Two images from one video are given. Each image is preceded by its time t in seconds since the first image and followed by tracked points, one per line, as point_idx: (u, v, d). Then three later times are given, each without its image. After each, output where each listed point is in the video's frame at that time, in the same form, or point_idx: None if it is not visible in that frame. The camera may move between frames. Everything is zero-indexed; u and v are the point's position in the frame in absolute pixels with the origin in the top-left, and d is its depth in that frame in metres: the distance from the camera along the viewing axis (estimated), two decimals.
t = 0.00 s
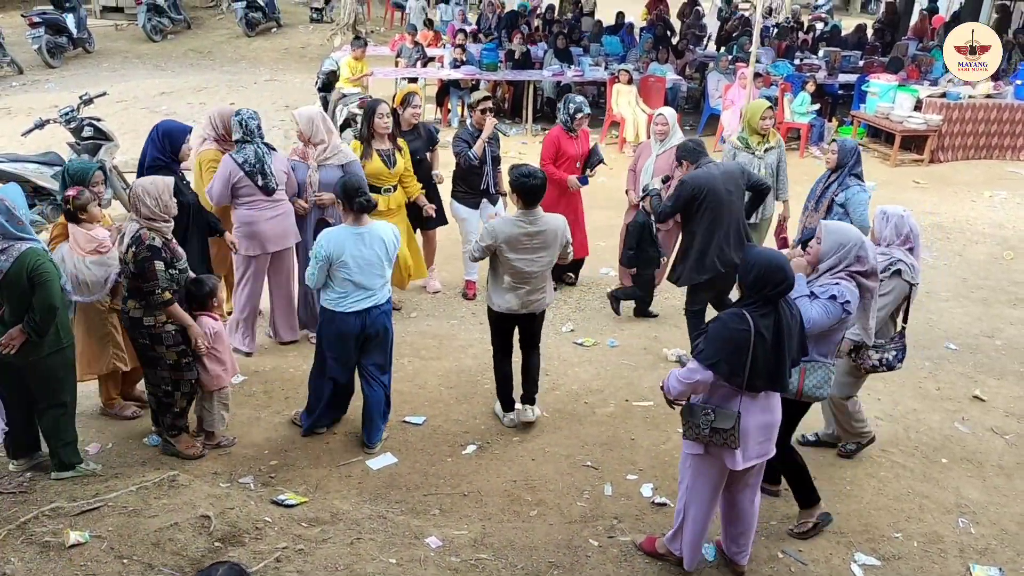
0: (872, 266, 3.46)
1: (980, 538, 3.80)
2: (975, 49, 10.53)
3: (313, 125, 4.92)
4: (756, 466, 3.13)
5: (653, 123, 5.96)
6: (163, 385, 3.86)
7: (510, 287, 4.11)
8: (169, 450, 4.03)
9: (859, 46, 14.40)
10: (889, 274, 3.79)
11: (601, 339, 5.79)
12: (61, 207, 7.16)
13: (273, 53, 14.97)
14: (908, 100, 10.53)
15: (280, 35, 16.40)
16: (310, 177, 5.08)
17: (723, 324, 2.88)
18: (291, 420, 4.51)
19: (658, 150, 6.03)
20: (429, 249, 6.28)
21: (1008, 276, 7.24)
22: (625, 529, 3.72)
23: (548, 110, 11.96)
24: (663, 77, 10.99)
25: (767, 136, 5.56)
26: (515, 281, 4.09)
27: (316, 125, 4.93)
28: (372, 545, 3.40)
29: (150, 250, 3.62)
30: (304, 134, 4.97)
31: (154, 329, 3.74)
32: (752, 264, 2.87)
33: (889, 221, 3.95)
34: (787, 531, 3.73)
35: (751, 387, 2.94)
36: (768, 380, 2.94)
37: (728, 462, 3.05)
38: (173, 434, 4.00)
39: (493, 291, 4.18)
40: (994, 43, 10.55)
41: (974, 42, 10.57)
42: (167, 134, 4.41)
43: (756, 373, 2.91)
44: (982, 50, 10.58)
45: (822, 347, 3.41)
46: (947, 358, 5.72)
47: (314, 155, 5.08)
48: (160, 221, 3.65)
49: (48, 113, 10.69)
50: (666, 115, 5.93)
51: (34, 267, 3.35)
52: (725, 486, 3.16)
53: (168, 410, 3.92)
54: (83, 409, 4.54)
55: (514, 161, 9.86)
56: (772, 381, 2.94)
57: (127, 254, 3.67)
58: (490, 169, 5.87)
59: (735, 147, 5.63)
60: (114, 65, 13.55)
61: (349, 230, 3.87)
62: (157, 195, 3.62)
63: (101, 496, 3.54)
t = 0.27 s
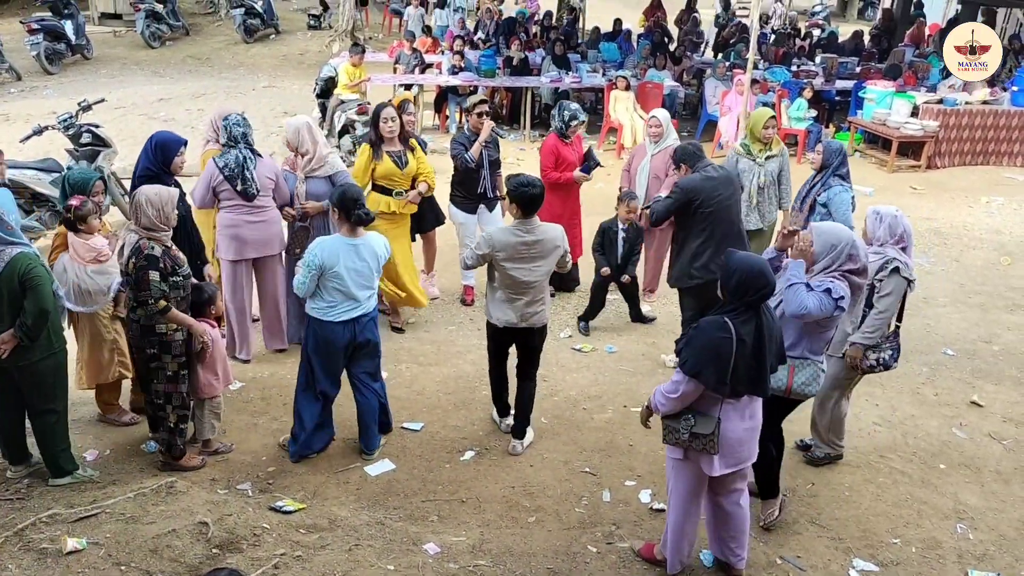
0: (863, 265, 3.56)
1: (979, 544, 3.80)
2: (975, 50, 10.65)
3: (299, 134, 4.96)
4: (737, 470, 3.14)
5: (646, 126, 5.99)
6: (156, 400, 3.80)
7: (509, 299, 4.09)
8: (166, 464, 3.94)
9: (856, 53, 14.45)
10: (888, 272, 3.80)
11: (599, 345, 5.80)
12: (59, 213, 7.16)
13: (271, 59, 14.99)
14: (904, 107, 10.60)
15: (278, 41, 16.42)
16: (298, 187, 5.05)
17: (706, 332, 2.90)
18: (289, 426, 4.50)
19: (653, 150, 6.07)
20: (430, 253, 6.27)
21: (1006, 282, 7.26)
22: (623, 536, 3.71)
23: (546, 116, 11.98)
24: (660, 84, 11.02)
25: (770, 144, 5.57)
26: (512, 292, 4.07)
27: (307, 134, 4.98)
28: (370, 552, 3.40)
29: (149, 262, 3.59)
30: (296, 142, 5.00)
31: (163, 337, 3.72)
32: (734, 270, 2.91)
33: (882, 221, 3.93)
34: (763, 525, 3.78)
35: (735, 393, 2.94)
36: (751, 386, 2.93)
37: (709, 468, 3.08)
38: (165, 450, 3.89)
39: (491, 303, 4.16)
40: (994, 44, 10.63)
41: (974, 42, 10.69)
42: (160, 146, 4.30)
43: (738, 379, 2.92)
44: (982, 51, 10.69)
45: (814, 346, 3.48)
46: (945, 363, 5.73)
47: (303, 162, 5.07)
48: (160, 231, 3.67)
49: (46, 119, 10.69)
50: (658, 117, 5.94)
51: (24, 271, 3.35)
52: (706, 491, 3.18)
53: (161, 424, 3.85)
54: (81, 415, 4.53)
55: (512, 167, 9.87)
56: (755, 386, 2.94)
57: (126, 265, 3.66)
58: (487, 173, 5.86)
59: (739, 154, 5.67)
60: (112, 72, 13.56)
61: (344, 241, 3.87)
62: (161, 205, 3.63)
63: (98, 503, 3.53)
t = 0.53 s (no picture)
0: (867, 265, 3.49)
1: (977, 546, 3.80)
2: (975, 50, 10.70)
3: (295, 135, 4.96)
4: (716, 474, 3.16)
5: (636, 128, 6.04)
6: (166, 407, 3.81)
7: (507, 304, 4.08)
8: (167, 468, 3.95)
9: (853, 56, 14.49)
10: (884, 278, 3.77)
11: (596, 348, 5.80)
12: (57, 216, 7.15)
13: (269, 63, 15.00)
14: (902, 110, 10.73)
15: (276, 45, 16.44)
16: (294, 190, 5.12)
17: (686, 335, 2.94)
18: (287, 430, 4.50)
19: (643, 154, 6.12)
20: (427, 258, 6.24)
21: (1003, 285, 7.27)
22: (621, 539, 3.71)
23: (544, 119, 12.00)
24: (658, 87, 11.04)
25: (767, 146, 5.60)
26: (510, 296, 4.06)
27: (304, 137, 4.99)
28: (368, 555, 3.39)
29: (172, 276, 3.59)
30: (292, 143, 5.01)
31: (182, 348, 3.72)
32: (716, 272, 2.92)
33: (883, 227, 3.89)
34: (764, 533, 3.77)
35: (715, 395, 2.98)
36: (731, 388, 2.98)
37: (690, 470, 3.10)
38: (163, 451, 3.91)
39: (488, 308, 4.13)
40: (994, 44, 10.67)
41: (974, 43, 10.73)
42: (162, 150, 4.34)
43: (719, 381, 2.96)
44: (983, 51, 10.72)
45: (819, 350, 3.48)
46: (943, 366, 5.74)
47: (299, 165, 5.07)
48: (168, 244, 3.66)
49: (44, 122, 10.69)
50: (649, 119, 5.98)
51: (12, 275, 3.33)
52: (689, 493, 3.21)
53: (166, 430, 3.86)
54: (78, 418, 4.52)
55: (510, 170, 9.87)
56: (734, 388, 2.99)
57: (141, 282, 3.59)
58: (483, 180, 5.87)
59: (735, 155, 5.70)
60: (110, 75, 13.56)
61: (325, 247, 3.86)
62: (170, 218, 3.62)
63: (96, 506, 3.52)
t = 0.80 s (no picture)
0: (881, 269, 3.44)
1: (976, 546, 3.81)
2: (976, 50, 10.76)
3: (303, 135, 4.89)
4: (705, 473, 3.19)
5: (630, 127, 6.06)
6: (172, 404, 3.79)
7: (498, 301, 4.10)
8: (166, 467, 3.94)
9: (853, 56, 14.50)
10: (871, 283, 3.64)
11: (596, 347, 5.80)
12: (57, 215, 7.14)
13: (269, 62, 14.99)
14: (902, 110, 10.74)
15: (275, 44, 16.44)
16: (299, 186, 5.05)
17: (670, 335, 2.96)
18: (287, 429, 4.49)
19: (637, 152, 6.19)
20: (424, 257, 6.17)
21: (1002, 285, 7.28)
22: (621, 539, 3.72)
23: (543, 119, 11.99)
24: (657, 87, 11.04)
25: (760, 144, 5.61)
26: (500, 294, 4.08)
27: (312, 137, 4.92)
28: (368, 555, 3.39)
29: (191, 270, 3.62)
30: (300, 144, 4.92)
31: (193, 344, 3.73)
32: (701, 274, 2.94)
33: (884, 232, 3.77)
34: (789, 534, 3.77)
35: (700, 394, 3.02)
36: (717, 388, 3.02)
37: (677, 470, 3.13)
38: (168, 451, 3.91)
39: (480, 306, 4.14)
40: (994, 43, 10.83)
41: (975, 43, 10.79)
42: (171, 147, 4.32)
43: (703, 380, 3.00)
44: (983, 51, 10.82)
45: (837, 358, 3.42)
46: (942, 366, 5.74)
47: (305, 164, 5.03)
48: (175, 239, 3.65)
49: (43, 121, 10.68)
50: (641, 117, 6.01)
51: None
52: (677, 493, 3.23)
53: (169, 428, 3.85)
54: (77, 418, 4.52)
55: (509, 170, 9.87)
56: (720, 390, 3.02)
57: (158, 278, 3.57)
58: (481, 178, 5.88)
59: (728, 154, 5.71)
60: (109, 74, 13.54)
61: (308, 248, 3.85)
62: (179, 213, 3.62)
63: (96, 506, 3.52)
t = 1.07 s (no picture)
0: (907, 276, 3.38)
1: (976, 548, 3.81)
2: (976, 50, 10.71)
3: (323, 141, 4.91)
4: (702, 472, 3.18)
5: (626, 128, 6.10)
6: (177, 403, 3.79)
7: (490, 288, 4.13)
8: (167, 468, 3.93)
9: (853, 58, 14.50)
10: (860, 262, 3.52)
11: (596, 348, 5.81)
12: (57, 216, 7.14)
13: (269, 63, 14.99)
14: (902, 111, 10.73)
15: (276, 45, 16.45)
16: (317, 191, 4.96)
17: (659, 335, 2.98)
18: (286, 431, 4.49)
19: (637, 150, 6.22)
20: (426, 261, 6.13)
21: (1003, 287, 7.28)
22: (621, 540, 3.71)
23: (544, 120, 12.00)
24: (658, 88, 11.03)
25: (748, 145, 5.59)
26: (490, 279, 4.12)
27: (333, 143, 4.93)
28: (367, 556, 3.39)
29: (198, 270, 3.62)
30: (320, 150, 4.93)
31: (197, 343, 3.74)
32: (693, 277, 2.93)
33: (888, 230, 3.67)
34: (789, 536, 3.77)
35: (692, 392, 3.04)
36: (709, 386, 3.04)
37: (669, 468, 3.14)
38: (172, 450, 3.90)
39: (474, 293, 4.18)
40: (994, 43, 10.70)
41: (974, 43, 10.74)
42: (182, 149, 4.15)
43: (695, 379, 3.01)
44: (982, 51, 10.75)
45: (861, 368, 3.38)
46: (942, 368, 5.74)
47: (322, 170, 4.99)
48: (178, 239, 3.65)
49: (43, 122, 10.69)
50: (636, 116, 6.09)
51: None
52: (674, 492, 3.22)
53: (172, 427, 3.84)
54: (77, 419, 4.52)
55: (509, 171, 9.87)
56: (713, 388, 3.04)
57: (163, 279, 3.57)
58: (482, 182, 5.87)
59: (717, 154, 5.69)
60: (110, 75, 13.55)
61: (296, 245, 3.87)
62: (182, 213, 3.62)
63: (96, 507, 3.52)
